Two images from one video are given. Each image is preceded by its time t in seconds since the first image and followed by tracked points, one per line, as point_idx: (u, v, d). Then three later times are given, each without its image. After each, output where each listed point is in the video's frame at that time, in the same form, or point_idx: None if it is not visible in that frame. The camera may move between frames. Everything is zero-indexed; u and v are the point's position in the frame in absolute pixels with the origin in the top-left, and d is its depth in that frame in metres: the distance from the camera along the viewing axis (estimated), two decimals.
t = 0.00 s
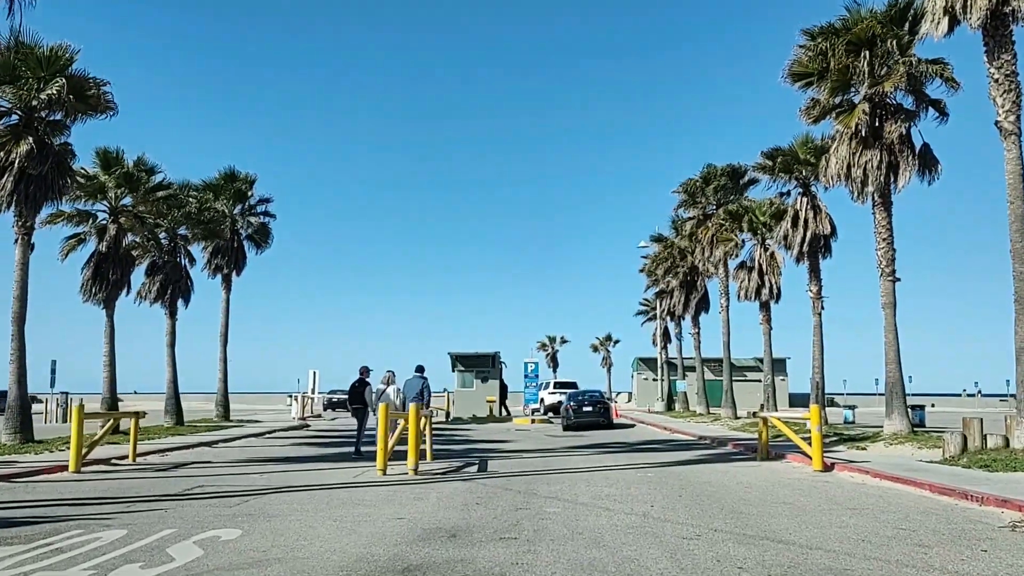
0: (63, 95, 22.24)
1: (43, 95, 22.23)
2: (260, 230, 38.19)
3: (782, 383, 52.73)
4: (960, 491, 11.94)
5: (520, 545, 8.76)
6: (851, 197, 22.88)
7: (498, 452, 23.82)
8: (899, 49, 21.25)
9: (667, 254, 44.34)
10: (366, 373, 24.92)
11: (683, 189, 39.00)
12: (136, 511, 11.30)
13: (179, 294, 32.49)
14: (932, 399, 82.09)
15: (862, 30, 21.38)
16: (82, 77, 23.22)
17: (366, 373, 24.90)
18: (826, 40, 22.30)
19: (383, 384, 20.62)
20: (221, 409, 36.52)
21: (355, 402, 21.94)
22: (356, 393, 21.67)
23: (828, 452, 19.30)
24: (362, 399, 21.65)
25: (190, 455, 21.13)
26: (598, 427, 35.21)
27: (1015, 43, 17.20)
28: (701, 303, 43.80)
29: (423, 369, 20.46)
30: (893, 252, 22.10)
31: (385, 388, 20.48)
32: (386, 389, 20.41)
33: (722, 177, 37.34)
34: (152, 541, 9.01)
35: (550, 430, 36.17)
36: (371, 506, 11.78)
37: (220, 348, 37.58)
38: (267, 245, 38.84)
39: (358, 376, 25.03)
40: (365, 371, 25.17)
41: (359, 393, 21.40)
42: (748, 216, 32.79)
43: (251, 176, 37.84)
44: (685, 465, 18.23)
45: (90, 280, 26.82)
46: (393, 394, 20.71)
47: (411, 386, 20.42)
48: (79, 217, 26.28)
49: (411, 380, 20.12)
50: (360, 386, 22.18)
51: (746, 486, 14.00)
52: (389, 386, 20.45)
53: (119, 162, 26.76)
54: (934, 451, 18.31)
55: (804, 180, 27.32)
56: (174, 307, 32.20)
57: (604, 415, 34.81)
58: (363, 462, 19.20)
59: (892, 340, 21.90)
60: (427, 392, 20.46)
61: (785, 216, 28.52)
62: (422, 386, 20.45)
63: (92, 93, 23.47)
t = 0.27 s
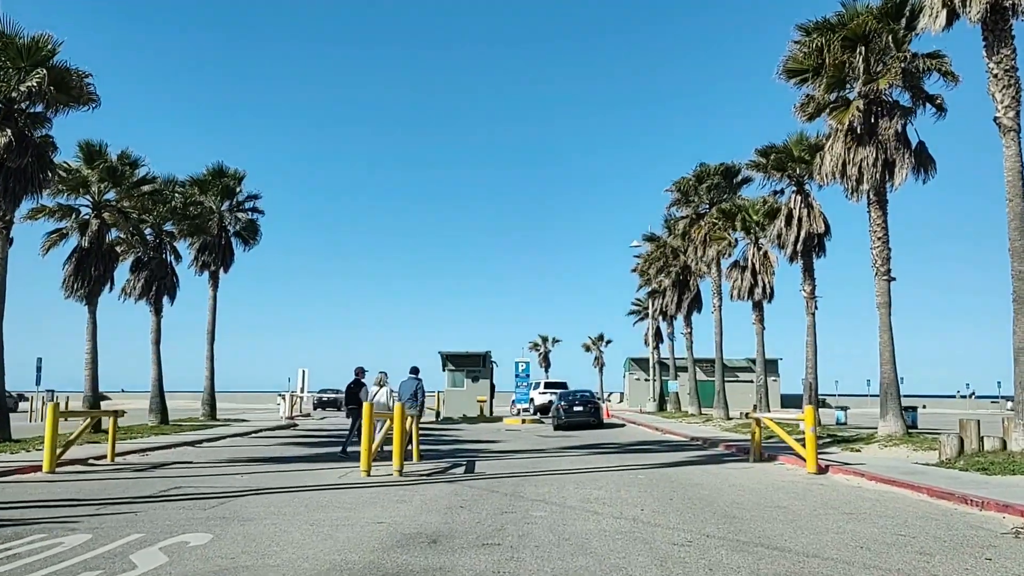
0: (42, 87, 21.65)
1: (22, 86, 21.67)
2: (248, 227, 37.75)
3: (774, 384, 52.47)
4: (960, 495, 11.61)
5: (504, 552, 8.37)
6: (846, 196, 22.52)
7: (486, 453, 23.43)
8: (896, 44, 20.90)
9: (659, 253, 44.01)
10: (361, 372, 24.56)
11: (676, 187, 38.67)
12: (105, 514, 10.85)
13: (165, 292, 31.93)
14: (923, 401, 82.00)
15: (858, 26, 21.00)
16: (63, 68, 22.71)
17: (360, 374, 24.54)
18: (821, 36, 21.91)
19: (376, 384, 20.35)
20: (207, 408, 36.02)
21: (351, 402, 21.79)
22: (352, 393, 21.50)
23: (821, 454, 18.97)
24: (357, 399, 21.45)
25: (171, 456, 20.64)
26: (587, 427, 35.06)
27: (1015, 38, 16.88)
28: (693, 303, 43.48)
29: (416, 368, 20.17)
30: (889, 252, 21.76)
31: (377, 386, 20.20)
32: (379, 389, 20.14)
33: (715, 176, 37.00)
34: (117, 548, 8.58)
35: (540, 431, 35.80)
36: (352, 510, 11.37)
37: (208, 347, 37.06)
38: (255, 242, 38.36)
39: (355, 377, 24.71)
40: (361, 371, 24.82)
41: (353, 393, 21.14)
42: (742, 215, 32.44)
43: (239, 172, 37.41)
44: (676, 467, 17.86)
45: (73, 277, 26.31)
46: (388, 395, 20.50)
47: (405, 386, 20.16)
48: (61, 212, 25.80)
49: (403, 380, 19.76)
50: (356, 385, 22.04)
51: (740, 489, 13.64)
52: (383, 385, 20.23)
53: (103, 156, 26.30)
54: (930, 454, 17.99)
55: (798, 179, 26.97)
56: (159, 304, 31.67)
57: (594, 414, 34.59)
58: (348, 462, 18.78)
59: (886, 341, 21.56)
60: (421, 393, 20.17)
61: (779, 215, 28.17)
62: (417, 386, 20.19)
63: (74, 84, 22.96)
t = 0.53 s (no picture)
0: (17, 79, 21.00)
1: None
2: (231, 225, 37.23)
3: (764, 384, 52.18)
4: (959, 498, 11.23)
5: (484, 560, 7.91)
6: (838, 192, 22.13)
7: (473, 454, 22.95)
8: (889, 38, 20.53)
9: (649, 251, 43.63)
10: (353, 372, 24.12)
11: (666, 185, 38.24)
12: (67, 520, 10.33)
13: (146, 290, 31.34)
14: (913, 401, 81.96)
15: (851, 19, 20.59)
16: (38, 59, 22.04)
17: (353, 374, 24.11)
18: (813, 29, 21.50)
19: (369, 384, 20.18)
20: (190, 409, 35.43)
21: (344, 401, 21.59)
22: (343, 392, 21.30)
23: (814, 454, 18.58)
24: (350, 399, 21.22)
25: (147, 457, 20.10)
26: (575, 426, 34.85)
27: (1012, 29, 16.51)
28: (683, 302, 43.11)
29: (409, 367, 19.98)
30: (882, 249, 21.39)
31: (370, 385, 20.05)
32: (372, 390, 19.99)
33: (705, 173, 36.64)
34: (72, 557, 8.08)
35: (528, 431, 35.37)
36: (328, 514, 10.89)
37: (190, 347, 36.46)
38: (238, 240, 37.83)
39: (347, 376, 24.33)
40: (352, 370, 24.37)
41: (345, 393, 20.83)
42: (732, 212, 32.07)
43: (223, 168, 36.97)
44: (666, 468, 17.42)
45: (49, 274, 25.72)
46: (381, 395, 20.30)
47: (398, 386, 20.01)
48: (37, 207, 25.23)
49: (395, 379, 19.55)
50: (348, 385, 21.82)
51: (731, 491, 13.23)
52: (375, 386, 20.13)
53: (80, 150, 25.77)
54: (924, 455, 17.63)
55: (790, 175, 26.62)
56: (140, 303, 31.04)
57: (582, 413, 34.40)
58: (329, 463, 18.29)
59: (879, 339, 21.20)
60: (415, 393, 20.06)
61: (770, 212, 27.79)
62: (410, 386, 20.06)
63: (50, 76, 22.31)
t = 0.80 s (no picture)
0: None
1: None
2: (215, 220, 36.68)
3: (755, 386, 51.85)
4: (959, 504, 10.83)
5: (462, 570, 7.43)
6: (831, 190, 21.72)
7: (458, 455, 22.47)
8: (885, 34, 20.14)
9: (639, 250, 43.23)
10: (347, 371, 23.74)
11: (657, 183, 37.82)
12: (24, 524, 9.79)
13: (127, 286, 30.74)
14: (903, 404, 81.83)
15: (846, 13, 20.17)
16: (13, 48, 21.43)
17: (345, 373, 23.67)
18: (808, 23, 21.08)
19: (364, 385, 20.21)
20: (172, 407, 34.82)
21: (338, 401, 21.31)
22: (335, 391, 21.41)
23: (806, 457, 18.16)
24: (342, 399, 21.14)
25: (123, 457, 19.50)
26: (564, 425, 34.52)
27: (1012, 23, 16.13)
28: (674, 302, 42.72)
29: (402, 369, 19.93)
30: (876, 248, 21.01)
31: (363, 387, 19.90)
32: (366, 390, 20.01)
33: (697, 171, 36.25)
34: (21, 565, 7.56)
35: (517, 431, 34.88)
36: (300, 519, 10.38)
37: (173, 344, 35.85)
38: (223, 236, 37.27)
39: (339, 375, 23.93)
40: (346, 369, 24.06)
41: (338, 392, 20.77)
42: (724, 211, 31.68)
43: (207, 163, 36.47)
44: (655, 471, 16.96)
45: (26, 268, 25.10)
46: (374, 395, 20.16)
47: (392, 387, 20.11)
48: (13, 199, 24.63)
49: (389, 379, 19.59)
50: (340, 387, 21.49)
51: (722, 496, 12.79)
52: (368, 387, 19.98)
53: (57, 141, 25.19)
54: (919, 458, 17.24)
55: (782, 173, 26.22)
56: (120, 299, 30.43)
57: (571, 413, 34.12)
58: (310, 463, 17.77)
59: (873, 340, 20.81)
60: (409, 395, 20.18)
61: (762, 210, 27.40)
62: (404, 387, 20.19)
63: (26, 65, 21.70)
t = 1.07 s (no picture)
0: None
1: None
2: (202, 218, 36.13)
3: (748, 389, 51.46)
4: (962, 514, 10.38)
5: None
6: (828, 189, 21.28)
7: (445, 459, 21.96)
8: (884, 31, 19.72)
9: (633, 252, 42.80)
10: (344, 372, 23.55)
11: (651, 184, 37.38)
12: None
13: (110, 284, 30.15)
14: (896, 408, 81.55)
15: (846, 9, 19.74)
16: None
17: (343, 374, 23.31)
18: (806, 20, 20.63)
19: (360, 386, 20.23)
20: (157, 409, 34.21)
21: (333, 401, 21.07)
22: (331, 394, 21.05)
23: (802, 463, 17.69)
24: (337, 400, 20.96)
25: (99, 460, 18.94)
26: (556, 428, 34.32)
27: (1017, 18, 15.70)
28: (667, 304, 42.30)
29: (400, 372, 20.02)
30: (873, 249, 20.58)
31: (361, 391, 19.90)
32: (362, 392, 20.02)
33: (691, 172, 35.84)
34: None
35: (507, 435, 34.37)
36: (272, 528, 9.86)
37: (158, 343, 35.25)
38: (210, 234, 36.71)
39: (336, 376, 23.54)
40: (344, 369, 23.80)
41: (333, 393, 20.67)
42: (719, 212, 31.25)
43: (194, 160, 35.96)
44: (647, 477, 16.47)
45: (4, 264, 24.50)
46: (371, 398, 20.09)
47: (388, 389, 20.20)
48: None
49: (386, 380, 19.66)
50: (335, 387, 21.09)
51: (716, 504, 12.31)
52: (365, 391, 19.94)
53: (37, 134, 24.63)
54: (917, 465, 16.80)
55: (778, 174, 25.80)
56: (104, 297, 29.85)
57: (562, 415, 33.96)
58: (292, 467, 17.24)
59: (871, 343, 20.37)
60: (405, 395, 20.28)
61: (757, 211, 26.95)
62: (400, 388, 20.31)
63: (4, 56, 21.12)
